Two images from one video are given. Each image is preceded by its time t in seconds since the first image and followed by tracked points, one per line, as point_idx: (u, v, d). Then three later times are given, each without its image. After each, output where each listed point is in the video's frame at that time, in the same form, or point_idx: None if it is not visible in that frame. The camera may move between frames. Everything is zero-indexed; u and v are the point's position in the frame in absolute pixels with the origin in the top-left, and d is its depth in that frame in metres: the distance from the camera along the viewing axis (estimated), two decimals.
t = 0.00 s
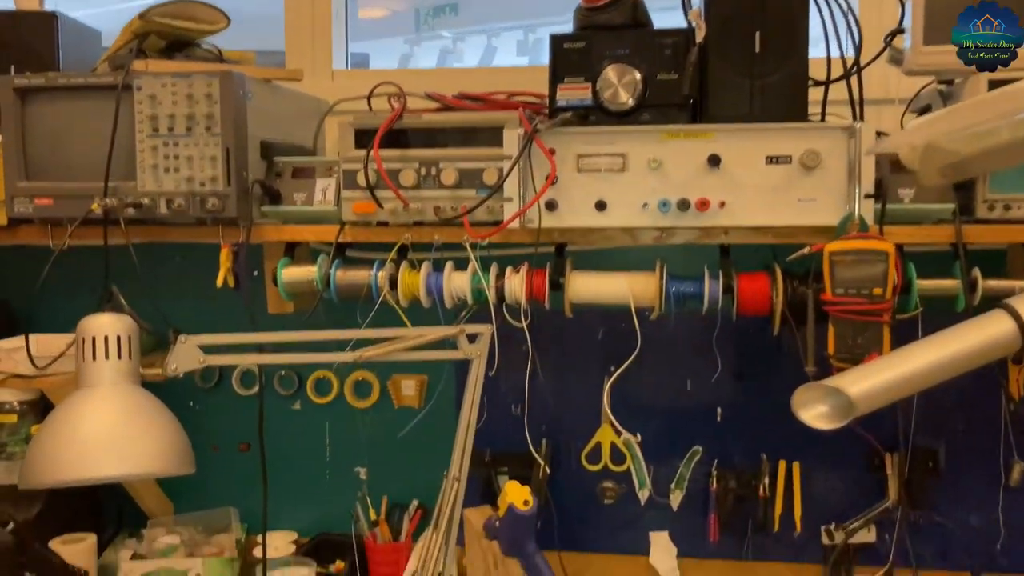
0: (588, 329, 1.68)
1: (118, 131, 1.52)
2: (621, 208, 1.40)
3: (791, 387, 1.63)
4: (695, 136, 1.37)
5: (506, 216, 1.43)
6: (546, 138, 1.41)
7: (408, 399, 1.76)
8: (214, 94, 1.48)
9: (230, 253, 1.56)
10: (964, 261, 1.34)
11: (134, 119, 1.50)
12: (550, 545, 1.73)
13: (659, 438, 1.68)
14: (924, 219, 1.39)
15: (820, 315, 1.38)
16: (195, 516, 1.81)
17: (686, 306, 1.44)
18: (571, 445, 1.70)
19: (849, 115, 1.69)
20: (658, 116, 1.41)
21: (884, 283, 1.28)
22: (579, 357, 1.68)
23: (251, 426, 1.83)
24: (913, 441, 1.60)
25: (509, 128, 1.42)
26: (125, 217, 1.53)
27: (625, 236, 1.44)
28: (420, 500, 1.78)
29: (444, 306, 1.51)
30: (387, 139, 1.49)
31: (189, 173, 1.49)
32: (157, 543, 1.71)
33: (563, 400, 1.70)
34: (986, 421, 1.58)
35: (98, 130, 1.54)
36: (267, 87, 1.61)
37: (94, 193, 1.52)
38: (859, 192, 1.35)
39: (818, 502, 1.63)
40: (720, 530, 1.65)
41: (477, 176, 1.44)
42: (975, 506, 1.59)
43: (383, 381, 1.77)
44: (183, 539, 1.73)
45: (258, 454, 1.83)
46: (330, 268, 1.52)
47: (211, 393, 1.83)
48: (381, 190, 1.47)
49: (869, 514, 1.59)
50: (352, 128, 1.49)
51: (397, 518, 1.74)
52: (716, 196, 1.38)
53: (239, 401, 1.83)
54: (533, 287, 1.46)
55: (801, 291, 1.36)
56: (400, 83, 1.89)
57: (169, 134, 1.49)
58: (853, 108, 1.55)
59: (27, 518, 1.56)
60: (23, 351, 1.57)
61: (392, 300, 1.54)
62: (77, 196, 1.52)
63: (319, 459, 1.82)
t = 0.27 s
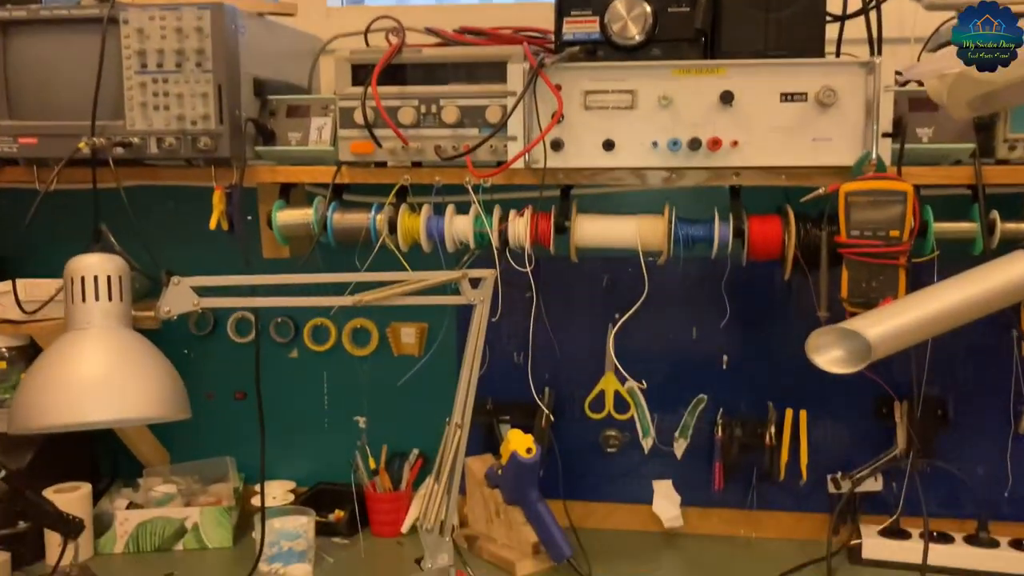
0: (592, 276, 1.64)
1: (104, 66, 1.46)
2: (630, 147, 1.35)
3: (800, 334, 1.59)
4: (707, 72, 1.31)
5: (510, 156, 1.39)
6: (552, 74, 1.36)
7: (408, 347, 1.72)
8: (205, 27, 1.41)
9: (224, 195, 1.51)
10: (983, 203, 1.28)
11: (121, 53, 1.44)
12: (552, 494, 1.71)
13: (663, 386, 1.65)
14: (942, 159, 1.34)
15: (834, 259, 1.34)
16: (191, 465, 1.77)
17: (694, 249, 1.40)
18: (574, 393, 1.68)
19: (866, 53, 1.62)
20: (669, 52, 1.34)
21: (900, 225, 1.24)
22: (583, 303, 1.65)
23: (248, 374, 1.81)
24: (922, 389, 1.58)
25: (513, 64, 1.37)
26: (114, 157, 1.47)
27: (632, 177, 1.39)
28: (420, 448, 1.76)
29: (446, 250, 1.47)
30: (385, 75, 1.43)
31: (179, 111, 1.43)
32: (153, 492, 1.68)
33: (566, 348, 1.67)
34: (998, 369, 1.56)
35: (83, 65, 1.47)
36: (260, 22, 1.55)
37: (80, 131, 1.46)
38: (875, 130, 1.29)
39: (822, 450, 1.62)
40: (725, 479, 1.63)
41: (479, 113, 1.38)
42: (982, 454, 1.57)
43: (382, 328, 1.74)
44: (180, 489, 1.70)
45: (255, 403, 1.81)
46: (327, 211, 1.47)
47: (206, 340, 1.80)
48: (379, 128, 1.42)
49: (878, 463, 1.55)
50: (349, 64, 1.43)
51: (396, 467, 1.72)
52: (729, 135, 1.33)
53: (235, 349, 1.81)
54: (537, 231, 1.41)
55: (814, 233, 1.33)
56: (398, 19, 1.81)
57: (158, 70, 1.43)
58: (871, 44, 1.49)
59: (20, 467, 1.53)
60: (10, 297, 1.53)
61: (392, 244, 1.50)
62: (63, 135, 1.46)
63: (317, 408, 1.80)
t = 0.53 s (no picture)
0: (587, 233, 1.61)
1: (83, 18, 1.41)
2: (627, 99, 1.31)
3: (797, 291, 1.58)
4: (707, 22, 1.27)
5: (504, 109, 1.35)
6: (547, 23, 1.31)
7: (401, 307, 1.70)
8: None
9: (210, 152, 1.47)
10: (986, 155, 1.26)
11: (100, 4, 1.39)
12: (548, 452, 1.71)
13: (659, 344, 1.64)
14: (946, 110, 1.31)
15: (835, 213, 1.32)
16: (183, 428, 1.76)
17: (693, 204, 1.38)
18: (569, 352, 1.66)
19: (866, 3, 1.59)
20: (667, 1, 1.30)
21: (904, 178, 1.21)
22: (579, 261, 1.62)
23: (238, 335, 1.79)
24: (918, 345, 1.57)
25: (506, 13, 1.33)
26: (96, 113, 1.43)
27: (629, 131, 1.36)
28: (414, 409, 1.75)
29: (439, 207, 1.44)
30: (374, 26, 1.39)
31: (163, 64, 1.38)
32: (145, 455, 1.67)
33: (561, 307, 1.65)
34: (995, 324, 1.55)
35: (61, 17, 1.41)
36: None
37: (60, 86, 1.41)
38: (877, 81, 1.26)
39: (818, 407, 1.62)
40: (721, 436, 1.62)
41: (472, 65, 1.35)
42: (979, 409, 1.57)
43: (374, 288, 1.71)
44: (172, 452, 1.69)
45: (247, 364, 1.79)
46: (315, 167, 1.43)
47: (195, 301, 1.78)
48: (369, 81, 1.38)
49: (875, 420, 1.56)
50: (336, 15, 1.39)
51: (391, 428, 1.71)
52: (728, 86, 1.29)
53: (225, 310, 1.78)
54: (532, 187, 1.38)
55: (814, 187, 1.30)
56: None
57: (140, 21, 1.38)
58: None
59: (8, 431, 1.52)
60: None
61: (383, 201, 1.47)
62: (42, 90, 1.41)
63: (310, 369, 1.78)
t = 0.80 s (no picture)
0: (580, 209, 1.57)
1: None
2: (621, 70, 1.26)
3: (796, 267, 1.54)
4: None
5: (493, 81, 1.30)
6: None
7: (390, 287, 1.66)
8: None
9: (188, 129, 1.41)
10: (993, 124, 1.21)
11: None
12: (542, 434, 1.67)
13: (655, 322, 1.60)
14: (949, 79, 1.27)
15: (837, 186, 1.28)
16: (167, 413, 1.72)
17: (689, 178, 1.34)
18: (563, 332, 1.62)
19: None
20: None
21: (908, 149, 1.17)
22: (572, 238, 1.58)
23: (222, 318, 1.74)
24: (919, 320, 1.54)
25: None
26: (68, 89, 1.37)
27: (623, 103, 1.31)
28: (405, 391, 1.71)
29: (427, 184, 1.39)
30: None
31: (136, 37, 1.32)
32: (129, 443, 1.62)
33: (554, 285, 1.60)
34: (997, 298, 1.52)
35: None
36: None
37: (30, 62, 1.35)
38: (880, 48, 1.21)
39: (817, 385, 1.59)
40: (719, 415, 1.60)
41: (458, 36, 1.30)
42: (980, 384, 1.55)
43: (361, 268, 1.67)
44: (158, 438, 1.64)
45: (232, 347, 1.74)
46: (299, 144, 1.39)
47: (177, 283, 1.73)
48: (353, 54, 1.33)
49: (875, 397, 1.54)
50: None
51: (381, 411, 1.67)
52: (726, 55, 1.24)
53: (209, 292, 1.73)
54: (524, 162, 1.34)
55: (815, 159, 1.26)
56: None
57: None
58: None
59: None
60: None
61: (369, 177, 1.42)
62: (12, 66, 1.36)
63: (297, 351, 1.74)
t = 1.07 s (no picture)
0: (573, 195, 1.49)
1: None
2: (615, 46, 1.18)
3: (799, 255, 1.47)
4: None
5: (479, 59, 1.22)
6: None
7: (374, 278, 1.58)
8: None
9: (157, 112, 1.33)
10: (1011, 103, 1.14)
11: None
12: (534, 430, 1.60)
13: (652, 313, 1.53)
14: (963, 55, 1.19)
15: (844, 170, 1.21)
16: (143, 409, 1.65)
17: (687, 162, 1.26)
18: (556, 324, 1.55)
19: None
20: None
21: (921, 129, 1.10)
22: (565, 226, 1.51)
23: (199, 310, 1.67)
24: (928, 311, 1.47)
25: None
26: (27, 70, 1.28)
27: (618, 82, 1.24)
28: (391, 386, 1.64)
29: (410, 169, 1.32)
30: None
31: (99, 14, 1.24)
32: (102, 442, 1.55)
33: (546, 275, 1.53)
34: (1010, 286, 1.45)
35: None
36: None
37: None
38: (892, 21, 1.14)
39: (821, 378, 1.52)
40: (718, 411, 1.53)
41: (443, 11, 1.22)
42: (991, 376, 1.48)
43: (344, 257, 1.59)
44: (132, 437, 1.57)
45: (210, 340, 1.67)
46: (274, 127, 1.31)
47: (151, 274, 1.65)
48: (330, 31, 1.25)
49: (882, 391, 1.47)
50: None
51: (366, 408, 1.60)
52: (727, 30, 1.16)
53: (184, 283, 1.66)
54: (513, 145, 1.26)
55: (822, 141, 1.19)
56: None
57: None
58: None
59: None
60: None
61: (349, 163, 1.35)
62: None
63: (278, 345, 1.66)
